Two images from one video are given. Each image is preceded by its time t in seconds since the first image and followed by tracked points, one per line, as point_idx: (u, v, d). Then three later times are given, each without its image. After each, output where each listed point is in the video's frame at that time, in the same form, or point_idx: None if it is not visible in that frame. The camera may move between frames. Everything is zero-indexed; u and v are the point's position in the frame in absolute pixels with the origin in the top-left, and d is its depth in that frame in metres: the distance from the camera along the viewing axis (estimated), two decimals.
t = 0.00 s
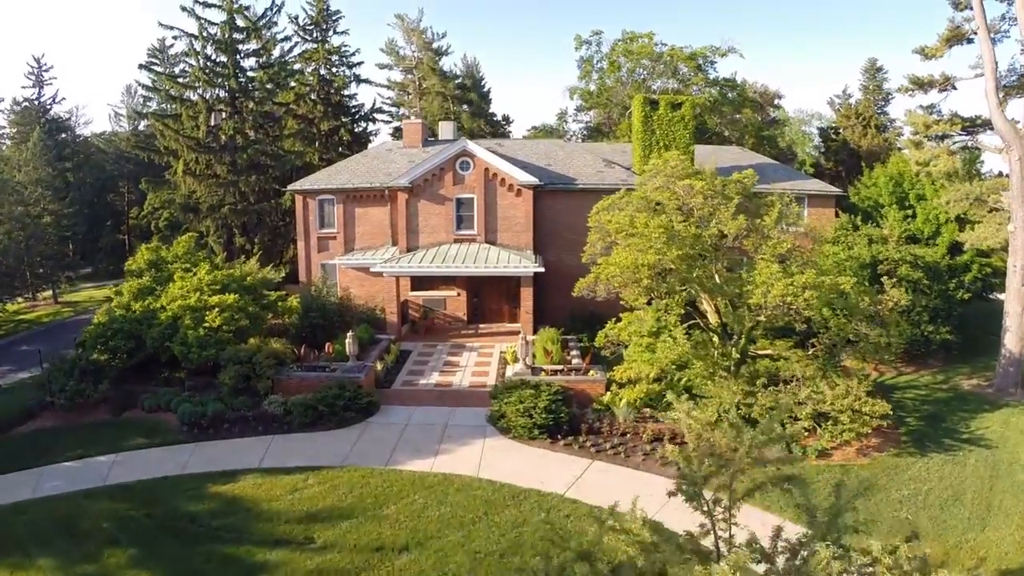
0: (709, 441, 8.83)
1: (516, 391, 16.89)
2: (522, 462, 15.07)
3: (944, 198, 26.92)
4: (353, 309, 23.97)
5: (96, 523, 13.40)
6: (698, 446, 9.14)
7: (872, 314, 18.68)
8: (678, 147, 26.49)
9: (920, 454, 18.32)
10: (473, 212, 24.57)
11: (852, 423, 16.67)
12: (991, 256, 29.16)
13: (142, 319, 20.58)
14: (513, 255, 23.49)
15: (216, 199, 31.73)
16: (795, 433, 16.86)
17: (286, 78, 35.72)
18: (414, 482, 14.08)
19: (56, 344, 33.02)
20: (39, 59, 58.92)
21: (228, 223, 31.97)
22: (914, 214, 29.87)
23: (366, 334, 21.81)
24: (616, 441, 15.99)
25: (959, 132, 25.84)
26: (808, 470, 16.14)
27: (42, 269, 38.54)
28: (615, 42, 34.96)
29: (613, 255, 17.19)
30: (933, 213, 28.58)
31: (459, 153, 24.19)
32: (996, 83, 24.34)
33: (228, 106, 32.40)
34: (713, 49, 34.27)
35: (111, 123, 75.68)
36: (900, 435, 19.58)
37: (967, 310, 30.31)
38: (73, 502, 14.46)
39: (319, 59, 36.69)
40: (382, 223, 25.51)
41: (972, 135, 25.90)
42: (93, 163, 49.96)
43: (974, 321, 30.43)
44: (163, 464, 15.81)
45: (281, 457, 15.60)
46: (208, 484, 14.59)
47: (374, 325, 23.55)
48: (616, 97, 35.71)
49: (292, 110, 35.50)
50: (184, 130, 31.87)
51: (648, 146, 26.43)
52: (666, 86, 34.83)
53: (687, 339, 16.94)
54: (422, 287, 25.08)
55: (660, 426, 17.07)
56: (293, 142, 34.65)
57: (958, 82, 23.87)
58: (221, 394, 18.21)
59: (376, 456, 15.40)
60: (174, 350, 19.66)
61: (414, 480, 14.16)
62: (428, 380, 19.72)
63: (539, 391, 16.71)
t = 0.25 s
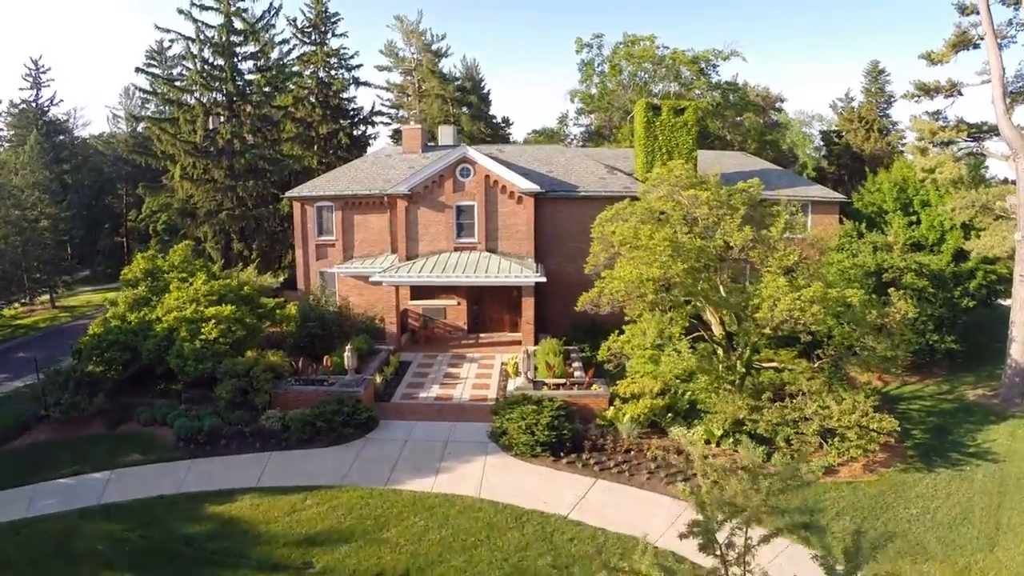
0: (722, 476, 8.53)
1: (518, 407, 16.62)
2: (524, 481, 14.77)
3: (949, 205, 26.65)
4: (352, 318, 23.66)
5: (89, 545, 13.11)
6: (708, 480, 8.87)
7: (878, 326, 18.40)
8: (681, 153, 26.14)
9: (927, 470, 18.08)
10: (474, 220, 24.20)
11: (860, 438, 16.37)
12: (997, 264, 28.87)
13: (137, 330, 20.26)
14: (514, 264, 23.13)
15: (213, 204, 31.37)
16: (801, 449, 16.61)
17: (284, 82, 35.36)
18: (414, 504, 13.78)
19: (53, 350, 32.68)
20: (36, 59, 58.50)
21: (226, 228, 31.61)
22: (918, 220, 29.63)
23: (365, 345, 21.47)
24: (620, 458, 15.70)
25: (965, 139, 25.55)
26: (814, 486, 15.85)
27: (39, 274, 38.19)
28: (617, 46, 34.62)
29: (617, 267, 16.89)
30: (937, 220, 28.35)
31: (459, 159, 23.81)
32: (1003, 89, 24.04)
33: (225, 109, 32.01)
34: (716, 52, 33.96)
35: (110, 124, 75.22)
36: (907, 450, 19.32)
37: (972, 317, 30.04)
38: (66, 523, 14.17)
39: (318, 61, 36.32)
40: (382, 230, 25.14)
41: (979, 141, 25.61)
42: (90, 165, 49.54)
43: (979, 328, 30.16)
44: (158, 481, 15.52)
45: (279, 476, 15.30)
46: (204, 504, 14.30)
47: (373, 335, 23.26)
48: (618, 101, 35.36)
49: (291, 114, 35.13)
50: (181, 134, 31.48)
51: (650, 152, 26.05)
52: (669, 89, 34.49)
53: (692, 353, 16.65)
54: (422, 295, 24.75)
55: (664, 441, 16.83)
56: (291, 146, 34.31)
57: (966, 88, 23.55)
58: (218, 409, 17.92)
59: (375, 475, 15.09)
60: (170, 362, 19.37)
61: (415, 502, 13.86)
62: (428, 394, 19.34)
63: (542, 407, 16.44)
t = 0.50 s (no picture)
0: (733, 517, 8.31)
1: (520, 424, 16.35)
2: (527, 502, 14.47)
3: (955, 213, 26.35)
4: (350, 328, 23.32)
5: (82, 568, 12.82)
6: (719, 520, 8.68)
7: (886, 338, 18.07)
8: (683, 159, 25.82)
9: (934, 486, 17.82)
10: (474, 228, 23.83)
11: (869, 455, 16.05)
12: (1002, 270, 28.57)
13: (133, 342, 19.95)
14: (515, 273, 22.78)
15: (211, 210, 31.03)
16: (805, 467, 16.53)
17: (282, 85, 35.02)
18: (415, 527, 13.49)
19: (51, 357, 32.31)
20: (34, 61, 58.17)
21: (223, 234, 31.26)
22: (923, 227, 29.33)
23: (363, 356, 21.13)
24: (624, 477, 15.42)
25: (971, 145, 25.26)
26: (821, 505, 15.55)
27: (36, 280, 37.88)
28: (618, 49, 34.30)
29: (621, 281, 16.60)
30: (941, 226, 28.11)
31: (459, 167, 23.46)
32: (1011, 95, 23.74)
33: (223, 114, 31.68)
34: (719, 56, 33.65)
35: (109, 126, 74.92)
36: (914, 464, 19.05)
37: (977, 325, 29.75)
38: (59, 544, 13.89)
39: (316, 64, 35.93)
40: (381, 238, 24.79)
41: (985, 148, 25.31)
42: (88, 168, 49.19)
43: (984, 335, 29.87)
44: (154, 501, 15.23)
45: (277, 496, 14.99)
46: (200, 526, 14.01)
47: (372, 345, 22.90)
48: (620, 105, 35.05)
49: (289, 117, 34.79)
50: (178, 139, 31.11)
51: (653, 158, 25.75)
52: (671, 94, 34.21)
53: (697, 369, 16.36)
54: (422, 304, 24.40)
55: (668, 458, 16.57)
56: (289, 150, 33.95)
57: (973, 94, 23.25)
58: (215, 424, 17.62)
59: (375, 495, 14.79)
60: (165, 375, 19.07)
61: (415, 525, 13.57)
62: (428, 407, 19.05)
63: (544, 424, 16.16)
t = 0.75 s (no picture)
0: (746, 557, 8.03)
1: (521, 441, 16.17)
2: (529, 523, 14.16)
3: (961, 220, 26.06)
4: (349, 338, 23.02)
5: None
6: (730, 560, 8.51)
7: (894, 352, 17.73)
8: (687, 166, 25.51)
9: (941, 502, 17.55)
10: (474, 237, 23.45)
11: (877, 472, 15.73)
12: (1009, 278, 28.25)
13: (128, 354, 19.63)
14: (517, 283, 22.41)
15: (208, 216, 30.65)
16: (809, 483, 16.46)
17: (280, 88, 34.64)
18: (414, 550, 13.18)
19: (47, 365, 31.93)
20: (31, 63, 57.75)
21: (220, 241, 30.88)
22: (927, 233, 29.04)
23: (361, 368, 20.79)
24: (627, 497, 15.13)
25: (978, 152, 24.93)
26: (828, 525, 15.22)
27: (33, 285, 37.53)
28: (620, 53, 33.95)
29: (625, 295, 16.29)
30: (945, 232, 27.96)
31: (459, 174, 23.06)
32: (1018, 101, 23.42)
33: (221, 118, 31.31)
34: (721, 60, 33.31)
35: (108, 127, 74.46)
36: (921, 481, 18.79)
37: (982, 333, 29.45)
38: (52, 566, 13.59)
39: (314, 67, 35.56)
40: (380, 246, 24.42)
41: (992, 155, 24.98)
42: (86, 170, 48.82)
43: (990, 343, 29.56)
44: (149, 520, 14.93)
45: (274, 516, 14.69)
46: (195, 548, 13.71)
47: (371, 356, 22.57)
48: (621, 109, 34.73)
49: (287, 121, 34.44)
50: (174, 144, 30.69)
51: (655, 164, 25.48)
52: (673, 98, 33.91)
53: (702, 386, 16.05)
54: (421, 313, 24.06)
55: (673, 476, 16.31)
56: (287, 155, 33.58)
57: (980, 101, 22.92)
58: (211, 441, 17.31)
59: (374, 516, 14.49)
60: (161, 389, 18.75)
61: (415, 548, 13.26)
62: (428, 422, 18.73)
63: (547, 442, 15.89)
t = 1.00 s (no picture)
0: None
1: (524, 459, 15.90)
2: (532, 545, 13.91)
3: (966, 228, 25.79)
4: (348, 349, 22.72)
5: None
6: None
7: (901, 366, 17.48)
8: (690, 173, 25.15)
9: (948, 520, 17.31)
10: (475, 246, 23.12)
11: (886, 491, 15.48)
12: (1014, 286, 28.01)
13: (124, 367, 19.34)
14: (518, 294, 22.11)
15: (206, 222, 30.33)
16: (817, 502, 16.28)
17: (279, 92, 34.31)
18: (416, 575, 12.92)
19: (43, 372, 31.50)
20: (29, 64, 57.30)
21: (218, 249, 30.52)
22: (931, 240, 28.76)
23: (360, 380, 20.49)
24: (632, 518, 14.88)
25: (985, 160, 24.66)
26: (835, 545, 14.93)
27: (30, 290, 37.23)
28: (621, 56, 33.70)
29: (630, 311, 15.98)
30: (950, 239, 27.72)
31: (459, 183, 22.73)
32: None
33: (218, 122, 30.93)
34: (724, 64, 33.03)
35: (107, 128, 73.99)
36: (927, 496, 18.57)
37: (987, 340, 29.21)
38: None
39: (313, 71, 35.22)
40: (379, 255, 24.11)
41: (999, 162, 24.69)
42: (83, 172, 48.47)
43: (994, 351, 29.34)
44: (144, 541, 14.66)
45: (272, 537, 14.43)
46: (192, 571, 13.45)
47: (370, 367, 22.28)
48: (623, 114, 34.44)
49: (286, 126, 34.10)
50: (171, 149, 30.31)
51: (658, 172, 25.06)
52: (675, 102, 33.62)
53: (708, 404, 15.77)
54: (421, 323, 23.77)
55: (677, 495, 16.06)
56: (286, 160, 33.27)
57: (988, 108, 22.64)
58: (208, 457, 17.04)
59: (374, 538, 14.22)
60: (157, 404, 18.47)
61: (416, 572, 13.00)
62: (428, 437, 18.46)
63: (549, 461, 15.62)
